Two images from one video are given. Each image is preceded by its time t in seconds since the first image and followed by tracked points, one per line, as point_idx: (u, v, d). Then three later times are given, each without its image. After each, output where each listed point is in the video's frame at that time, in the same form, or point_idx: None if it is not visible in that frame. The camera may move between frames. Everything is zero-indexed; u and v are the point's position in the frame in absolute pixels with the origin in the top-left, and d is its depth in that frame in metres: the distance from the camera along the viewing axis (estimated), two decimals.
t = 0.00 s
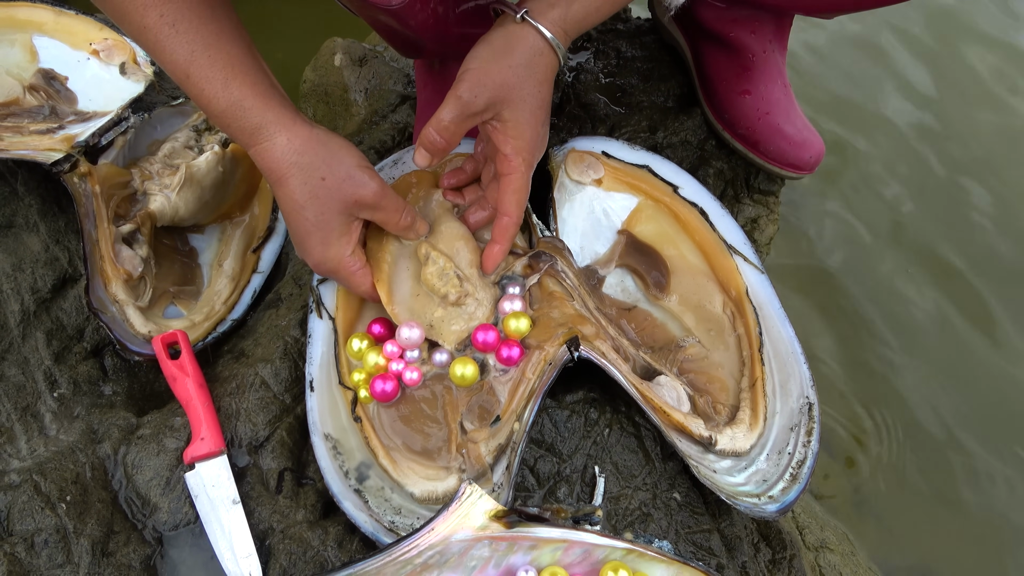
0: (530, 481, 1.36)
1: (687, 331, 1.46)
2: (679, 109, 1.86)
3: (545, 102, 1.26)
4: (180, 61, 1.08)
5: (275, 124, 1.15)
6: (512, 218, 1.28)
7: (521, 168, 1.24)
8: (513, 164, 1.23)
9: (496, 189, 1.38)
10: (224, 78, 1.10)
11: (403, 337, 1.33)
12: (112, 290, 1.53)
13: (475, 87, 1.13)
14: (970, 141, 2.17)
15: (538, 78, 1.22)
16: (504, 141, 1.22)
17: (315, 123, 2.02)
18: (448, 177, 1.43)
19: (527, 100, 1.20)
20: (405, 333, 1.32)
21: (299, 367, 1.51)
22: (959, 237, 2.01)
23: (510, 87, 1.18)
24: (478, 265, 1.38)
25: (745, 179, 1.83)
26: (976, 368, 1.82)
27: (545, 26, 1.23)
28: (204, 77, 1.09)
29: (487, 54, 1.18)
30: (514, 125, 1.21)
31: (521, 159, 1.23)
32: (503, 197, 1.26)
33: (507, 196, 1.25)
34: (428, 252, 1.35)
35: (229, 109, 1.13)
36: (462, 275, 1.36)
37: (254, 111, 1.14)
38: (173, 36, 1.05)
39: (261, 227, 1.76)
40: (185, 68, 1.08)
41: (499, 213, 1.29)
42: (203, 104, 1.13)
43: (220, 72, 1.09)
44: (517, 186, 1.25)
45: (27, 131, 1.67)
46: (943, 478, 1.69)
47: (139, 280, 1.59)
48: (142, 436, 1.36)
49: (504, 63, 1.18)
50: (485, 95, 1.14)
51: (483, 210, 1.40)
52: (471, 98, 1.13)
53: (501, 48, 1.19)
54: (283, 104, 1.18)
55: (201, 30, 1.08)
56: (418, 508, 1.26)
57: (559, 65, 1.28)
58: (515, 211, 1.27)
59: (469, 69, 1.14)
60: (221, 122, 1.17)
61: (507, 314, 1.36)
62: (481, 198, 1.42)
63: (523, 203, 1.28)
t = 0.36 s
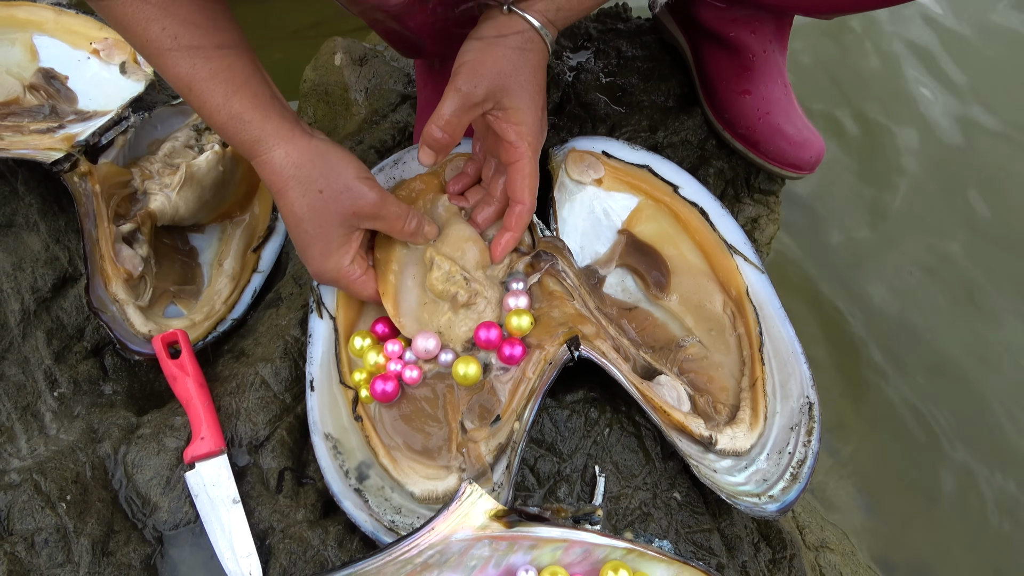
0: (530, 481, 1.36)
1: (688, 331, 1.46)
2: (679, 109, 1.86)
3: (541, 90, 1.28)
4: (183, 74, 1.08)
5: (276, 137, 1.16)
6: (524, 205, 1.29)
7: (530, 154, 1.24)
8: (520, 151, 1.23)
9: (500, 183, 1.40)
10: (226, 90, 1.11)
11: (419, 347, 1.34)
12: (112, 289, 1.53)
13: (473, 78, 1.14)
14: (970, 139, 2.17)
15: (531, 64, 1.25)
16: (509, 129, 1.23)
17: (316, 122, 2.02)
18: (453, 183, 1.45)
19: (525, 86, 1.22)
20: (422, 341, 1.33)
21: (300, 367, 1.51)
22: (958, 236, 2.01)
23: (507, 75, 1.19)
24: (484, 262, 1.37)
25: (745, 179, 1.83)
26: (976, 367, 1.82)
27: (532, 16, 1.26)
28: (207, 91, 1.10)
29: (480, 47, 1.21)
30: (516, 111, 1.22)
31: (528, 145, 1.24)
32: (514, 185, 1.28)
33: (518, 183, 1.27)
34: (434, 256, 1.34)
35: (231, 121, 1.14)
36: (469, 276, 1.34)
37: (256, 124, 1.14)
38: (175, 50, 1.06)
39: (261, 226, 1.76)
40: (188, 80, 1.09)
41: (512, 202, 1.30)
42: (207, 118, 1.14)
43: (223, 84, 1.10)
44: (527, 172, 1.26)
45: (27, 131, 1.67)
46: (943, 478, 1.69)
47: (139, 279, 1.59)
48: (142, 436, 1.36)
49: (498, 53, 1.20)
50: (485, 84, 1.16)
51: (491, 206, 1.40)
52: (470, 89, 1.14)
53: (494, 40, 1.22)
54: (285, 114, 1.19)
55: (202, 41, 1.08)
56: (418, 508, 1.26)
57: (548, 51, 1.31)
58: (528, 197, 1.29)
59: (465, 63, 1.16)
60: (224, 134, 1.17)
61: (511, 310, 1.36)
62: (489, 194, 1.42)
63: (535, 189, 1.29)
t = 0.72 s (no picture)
0: (530, 480, 1.36)
1: (688, 331, 1.46)
2: (680, 108, 1.86)
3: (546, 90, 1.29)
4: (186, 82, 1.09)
5: (275, 149, 1.17)
6: (535, 205, 1.31)
7: (537, 154, 1.27)
8: (529, 150, 1.26)
9: (505, 182, 1.40)
10: (227, 103, 1.12)
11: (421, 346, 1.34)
12: (113, 288, 1.53)
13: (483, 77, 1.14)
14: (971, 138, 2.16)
15: (537, 66, 1.25)
16: (517, 129, 1.24)
17: (317, 121, 2.02)
18: (457, 184, 1.45)
19: (532, 87, 1.23)
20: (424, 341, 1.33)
21: (300, 366, 1.51)
22: (958, 235, 2.01)
23: (516, 75, 1.19)
24: (491, 260, 1.37)
25: (746, 178, 1.83)
26: (977, 366, 1.82)
27: (536, 17, 1.27)
28: (209, 100, 1.11)
29: (486, 46, 1.20)
30: (525, 111, 1.23)
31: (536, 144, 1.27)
32: (522, 184, 1.30)
33: (527, 182, 1.29)
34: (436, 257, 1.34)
35: (231, 133, 1.16)
36: (471, 276, 1.35)
37: (256, 136, 1.16)
38: (178, 59, 1.06)
39: (262, 225, 1.76)
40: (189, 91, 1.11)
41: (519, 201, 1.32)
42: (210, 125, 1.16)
43: (224, 95, 1.11)
44: (536, 171, 1.28)
45: (28, 129, 1.66)
46: (943, 477, 1.69)
47: (140, 278, 1.59)
48: (143, 435, 1.36)
49: (507, 53, 1.20)
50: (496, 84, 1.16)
51: (497, 206, 1.40)
52: (479, 89, 1.13)
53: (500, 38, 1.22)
54: (285, 123, 1.18)
55: (205, 51, 1.08)
56: (419, 507, 1.26)
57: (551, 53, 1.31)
58: (537, 195, 1.31)
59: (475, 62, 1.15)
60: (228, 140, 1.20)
61: (513, 307, 1.36)
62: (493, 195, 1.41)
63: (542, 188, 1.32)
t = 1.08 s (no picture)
0: (530, 480, 1.36)
1: (687, 331, 1.46)
2: (679, 107, 1.86)
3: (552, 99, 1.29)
4: (191, 82, 1.09)
5: (283, 148, 1.16)
6: (517, 216, 1.31)
7: (535, 167, 1.27)
8: (527, 163, 1.26)
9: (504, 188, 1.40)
10: (233, 101, 1.11)
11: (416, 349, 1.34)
12: (112, 288, 1.53)
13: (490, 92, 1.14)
14: (971, 137, 2.16)
15: (544, 76, 1.24)
16: (520, 141, 1.25)
17: (316, 121, 2.02)
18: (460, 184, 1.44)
19: (538, 100, 1.23)
20: (417, 344, 1.32)
21: (300, 366, 1.50)
22: (958, 234, 2.01)
23: (523, 89, 1.19)
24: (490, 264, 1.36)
25: (746, 177, 1.82)
26: (977, 365, 1.82)
27: (545, 26, 1.24)
28: (215, 101, 1.11)
29: (495, 58, 1.18)
30: (529, 124, 1.23)
31: (535, 158, 1.27)
32: (511, 195, 1.30)
33: (516, 193, 1.29)
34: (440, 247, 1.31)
35: (239, 133, 1.15)
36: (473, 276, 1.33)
37: (264, 136, 1.15)
38: (183, 59, 1.07)
39: (261, 224, 1.75)
40: (195, 92, 1.10)
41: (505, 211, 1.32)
42: (217, 128, 1.16)
43: (231, 94, 1.10)
44: (529, 183, 1.28)
45: (26, 129, 1.66)
46: (944, 477, 1.69)
47: (139, 277, 1.59)
48: (142, 434, 1.36)
49: (516, 66, 1.19)
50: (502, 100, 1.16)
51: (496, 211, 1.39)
52: (486, 104, 1.13)
53: (510, 51, 1.20)
54: (292, 124, 1.18)
55: (211, 52, 1.08)
56: (418, 507, 1.26)
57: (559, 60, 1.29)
58: (523, 209, 1.31)
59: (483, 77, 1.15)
60: (235, 144, 1.19)
61: (508, 309, 1.36)
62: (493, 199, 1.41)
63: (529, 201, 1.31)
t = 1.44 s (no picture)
0: (530, 478, 1.36)
1: (688, 329, 1.46)
2: (680, 106, 1.85)
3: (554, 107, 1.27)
4: (198, 88, 1.09)
5: (291, 153, 1.16)
6: (506, 223, 1.29)
7: (528, 175, 1.27)
8: (520, 172, 1.26)
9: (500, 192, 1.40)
10: (240, 105, 1.11)
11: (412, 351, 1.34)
12: (112, 286, 1.54)
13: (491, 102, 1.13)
14: (971, 136, 2.16)
15: (548, 86, 1.23)
16: (516, 149, 1.25)
17: (316, 120, 2.02)
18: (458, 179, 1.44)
19: (539, 110, 1.22)
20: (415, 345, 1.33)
21: (300, 364, 1.50)
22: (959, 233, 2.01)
23: (524, 100, 1.18)
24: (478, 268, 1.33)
25: (746, 176, 1.82)
26: (977, 364, 1.82)
27: (552, 33, 1.23)
28: (222, 106, 1.10)
29: (498, 68, 1.17)
30: (527, 134, 1.23)
31: (528, 167, 1.27)
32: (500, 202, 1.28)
33: (506, 200, 1.28)
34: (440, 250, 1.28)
35: (247, 137, 1.14)
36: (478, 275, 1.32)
37: (272, 140, 1.14)
38: (189, 65, 1.06)
39: (261, 222, 1.75)
40: (202, 97, 1.10)
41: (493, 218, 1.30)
42: (223, 133, 1.15)
43: (238, 99, 1.10)
44: (521, 192, 1.28)
45: (27, 127, 1.66)
46: (944, 476, 1.69)
47: (139, 276, 1.59)
48: (142, 433, 1.36)
49: (518, 77, 1.17)
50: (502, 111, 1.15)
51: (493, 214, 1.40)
52: (488, 115, 1.14)
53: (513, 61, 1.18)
54: (299, 129, 1.18)
55: (216, 57, 1.08)
56: (418, 506, 1.26)
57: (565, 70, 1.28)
58: (512, 217, 1.29)
59: (485, 86, 1.14)
60: (242, 149, 1.18)
61: (507, 309, 1.36)
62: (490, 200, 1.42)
63: (519, 209, 1.30)
